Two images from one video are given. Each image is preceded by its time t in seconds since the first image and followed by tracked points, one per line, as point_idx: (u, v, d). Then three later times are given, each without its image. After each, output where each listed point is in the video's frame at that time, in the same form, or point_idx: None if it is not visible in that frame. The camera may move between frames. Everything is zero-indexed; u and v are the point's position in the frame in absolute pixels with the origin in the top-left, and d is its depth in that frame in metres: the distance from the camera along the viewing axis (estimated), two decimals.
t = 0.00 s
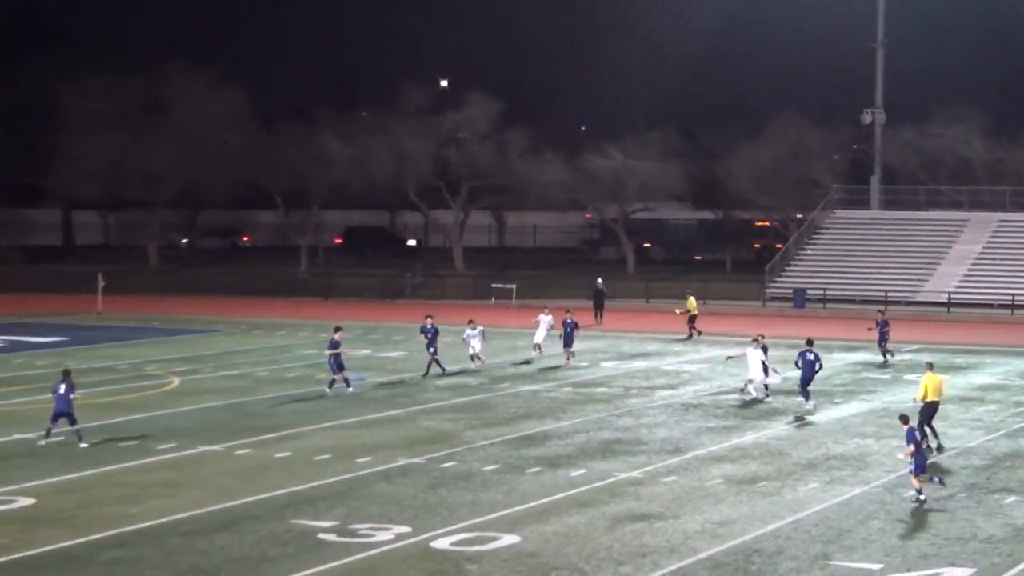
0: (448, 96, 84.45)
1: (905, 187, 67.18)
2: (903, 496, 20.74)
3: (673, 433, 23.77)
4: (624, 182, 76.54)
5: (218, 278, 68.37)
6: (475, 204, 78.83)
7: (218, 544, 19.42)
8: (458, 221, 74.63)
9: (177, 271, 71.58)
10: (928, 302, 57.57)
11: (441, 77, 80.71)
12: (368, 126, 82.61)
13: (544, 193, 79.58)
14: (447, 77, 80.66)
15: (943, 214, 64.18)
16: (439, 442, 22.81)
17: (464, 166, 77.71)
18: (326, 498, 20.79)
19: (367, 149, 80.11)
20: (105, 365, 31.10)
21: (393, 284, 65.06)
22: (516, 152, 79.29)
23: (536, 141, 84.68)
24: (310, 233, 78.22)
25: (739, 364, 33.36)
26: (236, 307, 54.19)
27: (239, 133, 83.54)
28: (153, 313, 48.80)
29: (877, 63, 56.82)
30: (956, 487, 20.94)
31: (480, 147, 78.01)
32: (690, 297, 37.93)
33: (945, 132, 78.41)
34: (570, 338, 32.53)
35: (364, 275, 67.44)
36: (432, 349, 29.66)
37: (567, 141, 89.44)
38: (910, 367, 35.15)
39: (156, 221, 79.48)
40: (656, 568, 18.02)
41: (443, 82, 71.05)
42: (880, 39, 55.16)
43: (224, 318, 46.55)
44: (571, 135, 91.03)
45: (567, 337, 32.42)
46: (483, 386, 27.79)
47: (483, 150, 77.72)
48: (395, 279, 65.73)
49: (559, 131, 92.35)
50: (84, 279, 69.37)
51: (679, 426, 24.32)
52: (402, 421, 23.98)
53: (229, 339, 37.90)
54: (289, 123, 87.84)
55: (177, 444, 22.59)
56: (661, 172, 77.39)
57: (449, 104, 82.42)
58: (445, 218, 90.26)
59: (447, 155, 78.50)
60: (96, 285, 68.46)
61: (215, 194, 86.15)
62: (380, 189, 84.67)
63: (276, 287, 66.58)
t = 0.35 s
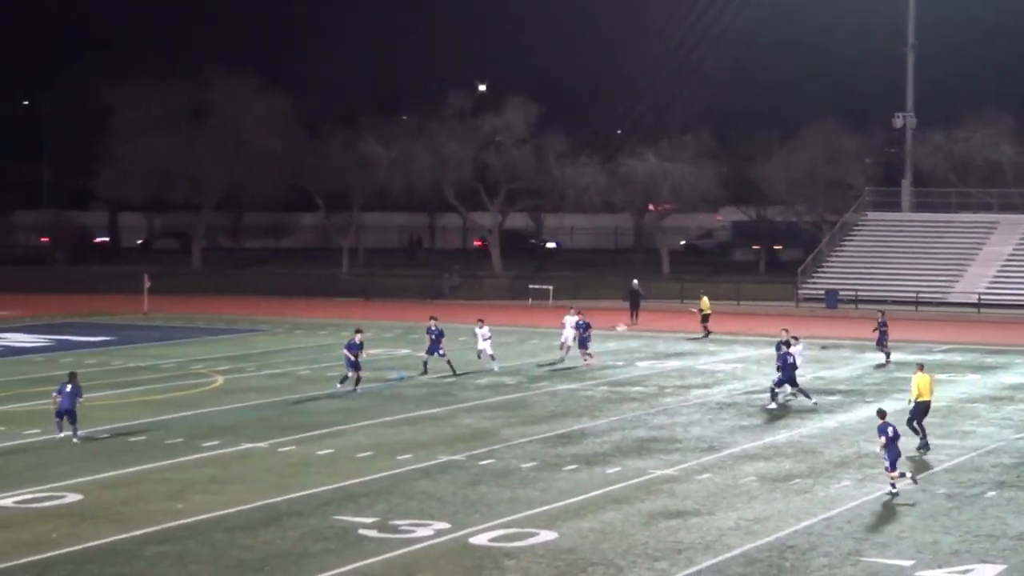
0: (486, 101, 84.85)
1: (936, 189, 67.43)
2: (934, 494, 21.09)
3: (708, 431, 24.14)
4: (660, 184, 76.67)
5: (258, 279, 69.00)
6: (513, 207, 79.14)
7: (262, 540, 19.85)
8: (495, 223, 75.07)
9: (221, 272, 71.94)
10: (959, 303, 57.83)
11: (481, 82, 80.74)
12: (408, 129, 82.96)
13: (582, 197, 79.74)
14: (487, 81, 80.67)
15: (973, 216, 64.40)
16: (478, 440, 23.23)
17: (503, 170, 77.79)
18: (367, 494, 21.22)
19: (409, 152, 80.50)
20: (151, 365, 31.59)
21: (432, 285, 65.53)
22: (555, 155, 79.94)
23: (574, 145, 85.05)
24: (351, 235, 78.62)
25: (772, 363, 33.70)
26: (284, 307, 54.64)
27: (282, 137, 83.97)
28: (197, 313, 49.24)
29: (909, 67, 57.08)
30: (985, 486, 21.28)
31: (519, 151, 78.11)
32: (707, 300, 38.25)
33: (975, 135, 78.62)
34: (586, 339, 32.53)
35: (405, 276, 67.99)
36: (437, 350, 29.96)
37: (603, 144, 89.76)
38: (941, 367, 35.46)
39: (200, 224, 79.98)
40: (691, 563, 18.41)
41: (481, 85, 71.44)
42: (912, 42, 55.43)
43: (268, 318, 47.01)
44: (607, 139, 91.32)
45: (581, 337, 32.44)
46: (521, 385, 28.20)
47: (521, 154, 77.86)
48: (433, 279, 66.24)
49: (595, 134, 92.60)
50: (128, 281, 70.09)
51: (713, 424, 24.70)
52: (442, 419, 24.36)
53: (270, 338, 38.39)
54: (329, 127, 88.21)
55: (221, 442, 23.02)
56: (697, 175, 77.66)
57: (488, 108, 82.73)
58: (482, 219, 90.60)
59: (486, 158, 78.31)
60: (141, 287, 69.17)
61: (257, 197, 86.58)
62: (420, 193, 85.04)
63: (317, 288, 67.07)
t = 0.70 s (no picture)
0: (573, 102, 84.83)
1: None
2: None
3: (797, 432, 24.05)
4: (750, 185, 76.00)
5: (349, 278, 69.45)
6: (604, 208, 79.05)
7: (350, 540, 19.92)
8: (585, 224, 75.07)
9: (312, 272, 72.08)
10: None
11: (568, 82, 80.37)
12: (496, 130, 82.98)
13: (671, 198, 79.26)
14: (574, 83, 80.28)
15: None
16: (567, 440, 23.23)
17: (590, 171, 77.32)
18: (456, 495, 21.25)
19: (498, 153, 80.43)
20: (243, 364, 31.83)
21: (521, 285, 65.68)
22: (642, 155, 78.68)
23: (663, 147, 84.87)
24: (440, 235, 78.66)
25: (862, 365, 33.60)
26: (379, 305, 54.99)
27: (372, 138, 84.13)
28: (288, 313, 49.59)
29: (1000, 70, 56.61)
30: None
31: (608, 151, 77.63)
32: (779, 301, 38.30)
33: None
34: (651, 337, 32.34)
35: (495, 276, 68.27)
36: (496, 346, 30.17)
37: (693, 143, 89.49)
38: None
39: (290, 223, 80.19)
40: (781, 565, 18.36)
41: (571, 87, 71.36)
42: (1004, 43, 54.94)
43: (360, 318, 47.29)
44: (697, 139, 91.13)
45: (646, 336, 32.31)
46: (610, 386, 28.22)
47: (609, 155, 77.32)
48: (522, 279, 66.49)
49: (685, 134, 92.28)
50: (222, 280, 70.72)
51: (803, 425, 24.60)
52: (531, 420, 24.25)
53: (363, 338, 38.57)
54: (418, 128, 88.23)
55: (310, 442, 23.06)
56: (787, 177, 77.35)
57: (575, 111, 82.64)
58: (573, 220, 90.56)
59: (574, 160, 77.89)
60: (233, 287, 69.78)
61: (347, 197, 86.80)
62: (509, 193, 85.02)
63: (408, 288, 67.32)
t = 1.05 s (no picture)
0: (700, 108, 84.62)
1: None
2: None
3: (921, 433, 24.48)
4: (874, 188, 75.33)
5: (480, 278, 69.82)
6: (728, 212, 78.93)
7: (480, 534, 20.29)
8: (711, 226, 74.92)
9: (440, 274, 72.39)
10: None
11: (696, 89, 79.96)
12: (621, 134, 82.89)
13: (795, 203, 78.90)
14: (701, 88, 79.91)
15: None
16: (694, 439, 23.99)
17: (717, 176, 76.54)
18: (585, 492, 21.71)
19: (623, 157, 80.15)
20: (376, 366, 32.71)
21: (647, 287, 65.88)
22: (768, 160, 77.93)
23: (789, 150, 84.39)
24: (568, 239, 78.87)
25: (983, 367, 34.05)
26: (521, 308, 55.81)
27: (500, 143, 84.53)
28: (423, 313, 50.54)
29: None
30: None
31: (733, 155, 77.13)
32: (880, 301, 39.01)
33: None
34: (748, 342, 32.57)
35: (624, 277, 68.49)
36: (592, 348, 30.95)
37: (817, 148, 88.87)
38: None
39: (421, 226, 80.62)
40: (904, 562, 18.73)
41: (694, 91, 71.27)
42: None
43: (499, 318, 48.01)
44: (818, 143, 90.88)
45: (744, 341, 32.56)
46: (735, 387, 28.79)
47: (734, 159, 76.49)
48: (651, 281, 66.78)
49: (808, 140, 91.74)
50: (356, 281, 71.18)
51: (927, 426, 25.03)
52: (656, 419, 25.22)
53: (491, 339, 39.30)
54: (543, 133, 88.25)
55: (442, 439, 23.89)
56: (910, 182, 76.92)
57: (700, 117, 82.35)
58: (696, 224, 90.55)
59: (701, 163, 77.52)
60: (367, 289, 70.23)
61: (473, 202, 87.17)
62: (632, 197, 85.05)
63: (535, 291, 67.71)
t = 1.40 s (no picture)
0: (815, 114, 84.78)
1: None
2: None
3: None
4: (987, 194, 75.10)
5: (596, 280, 70.38)
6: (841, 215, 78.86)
7: (595, 528, 20.64)
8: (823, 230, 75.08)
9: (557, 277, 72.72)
10: None
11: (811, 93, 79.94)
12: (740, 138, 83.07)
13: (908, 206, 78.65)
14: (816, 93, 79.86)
15: None
16: (806, 437, 24.78)
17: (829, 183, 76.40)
18: (698, 488, 22.23)
19: (738, 162, 80.48)
20: (496, 365, 33.71)
21: (760, 289, 66.02)
22: (878, 166, 78.40)
23: (902, 154, 84.34)
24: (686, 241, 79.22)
25: None
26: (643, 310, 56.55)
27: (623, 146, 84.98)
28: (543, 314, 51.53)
29: None
30: None
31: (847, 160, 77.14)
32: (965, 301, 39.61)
33: None
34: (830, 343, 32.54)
35: (737, 280, 68.91)
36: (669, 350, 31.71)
37: (929, 153, 88.72)
38: None
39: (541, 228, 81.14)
40: (1011, 560, 19.13)
41: (808, 96, 71.48)
42: None
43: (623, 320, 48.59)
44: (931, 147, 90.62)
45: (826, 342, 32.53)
46: (845, 387, 29.49)
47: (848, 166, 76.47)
48: (765, 283, 67.15)
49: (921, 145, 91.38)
50: (472, 282, 71.66)
51: None
52: (766, 419, 26.00)
53: (607, 338, 40.13)
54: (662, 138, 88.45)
55: (560, 436, 24.79)
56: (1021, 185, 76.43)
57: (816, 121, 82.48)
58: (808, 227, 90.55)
59: (814, 169, 77.66)
60: (485, 289, 70.72)
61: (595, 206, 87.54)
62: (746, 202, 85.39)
63: (648, 294, 68.06)
